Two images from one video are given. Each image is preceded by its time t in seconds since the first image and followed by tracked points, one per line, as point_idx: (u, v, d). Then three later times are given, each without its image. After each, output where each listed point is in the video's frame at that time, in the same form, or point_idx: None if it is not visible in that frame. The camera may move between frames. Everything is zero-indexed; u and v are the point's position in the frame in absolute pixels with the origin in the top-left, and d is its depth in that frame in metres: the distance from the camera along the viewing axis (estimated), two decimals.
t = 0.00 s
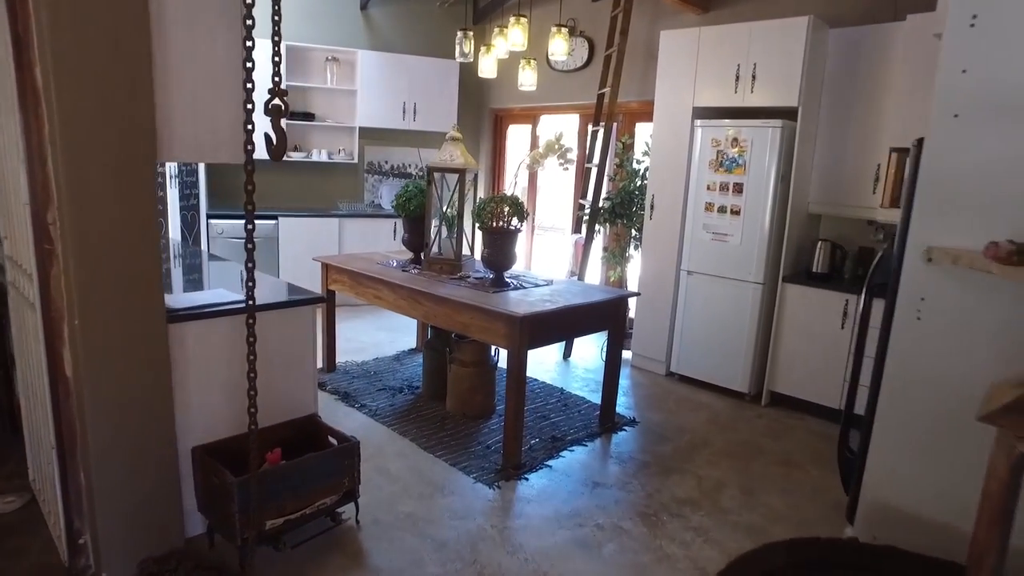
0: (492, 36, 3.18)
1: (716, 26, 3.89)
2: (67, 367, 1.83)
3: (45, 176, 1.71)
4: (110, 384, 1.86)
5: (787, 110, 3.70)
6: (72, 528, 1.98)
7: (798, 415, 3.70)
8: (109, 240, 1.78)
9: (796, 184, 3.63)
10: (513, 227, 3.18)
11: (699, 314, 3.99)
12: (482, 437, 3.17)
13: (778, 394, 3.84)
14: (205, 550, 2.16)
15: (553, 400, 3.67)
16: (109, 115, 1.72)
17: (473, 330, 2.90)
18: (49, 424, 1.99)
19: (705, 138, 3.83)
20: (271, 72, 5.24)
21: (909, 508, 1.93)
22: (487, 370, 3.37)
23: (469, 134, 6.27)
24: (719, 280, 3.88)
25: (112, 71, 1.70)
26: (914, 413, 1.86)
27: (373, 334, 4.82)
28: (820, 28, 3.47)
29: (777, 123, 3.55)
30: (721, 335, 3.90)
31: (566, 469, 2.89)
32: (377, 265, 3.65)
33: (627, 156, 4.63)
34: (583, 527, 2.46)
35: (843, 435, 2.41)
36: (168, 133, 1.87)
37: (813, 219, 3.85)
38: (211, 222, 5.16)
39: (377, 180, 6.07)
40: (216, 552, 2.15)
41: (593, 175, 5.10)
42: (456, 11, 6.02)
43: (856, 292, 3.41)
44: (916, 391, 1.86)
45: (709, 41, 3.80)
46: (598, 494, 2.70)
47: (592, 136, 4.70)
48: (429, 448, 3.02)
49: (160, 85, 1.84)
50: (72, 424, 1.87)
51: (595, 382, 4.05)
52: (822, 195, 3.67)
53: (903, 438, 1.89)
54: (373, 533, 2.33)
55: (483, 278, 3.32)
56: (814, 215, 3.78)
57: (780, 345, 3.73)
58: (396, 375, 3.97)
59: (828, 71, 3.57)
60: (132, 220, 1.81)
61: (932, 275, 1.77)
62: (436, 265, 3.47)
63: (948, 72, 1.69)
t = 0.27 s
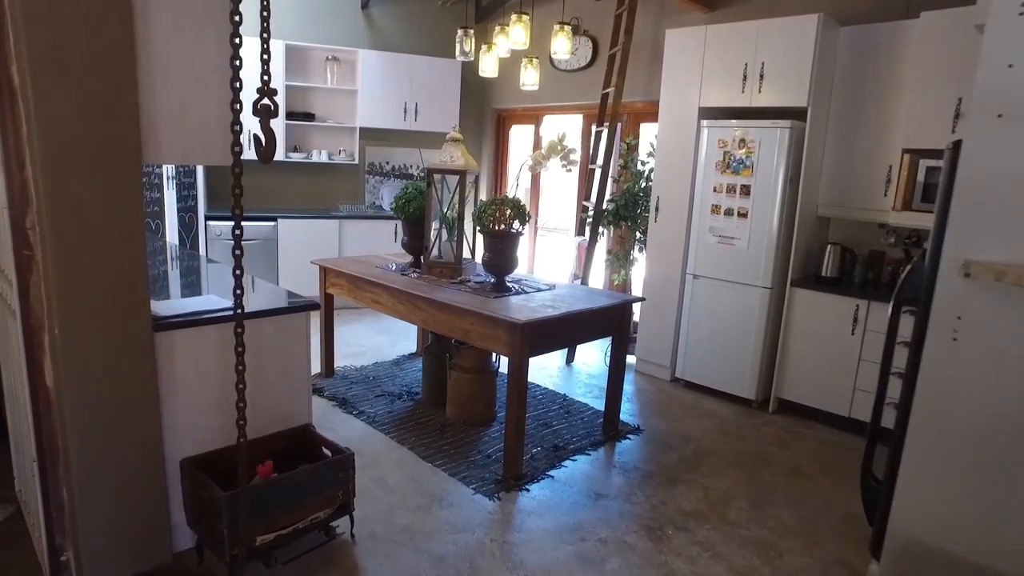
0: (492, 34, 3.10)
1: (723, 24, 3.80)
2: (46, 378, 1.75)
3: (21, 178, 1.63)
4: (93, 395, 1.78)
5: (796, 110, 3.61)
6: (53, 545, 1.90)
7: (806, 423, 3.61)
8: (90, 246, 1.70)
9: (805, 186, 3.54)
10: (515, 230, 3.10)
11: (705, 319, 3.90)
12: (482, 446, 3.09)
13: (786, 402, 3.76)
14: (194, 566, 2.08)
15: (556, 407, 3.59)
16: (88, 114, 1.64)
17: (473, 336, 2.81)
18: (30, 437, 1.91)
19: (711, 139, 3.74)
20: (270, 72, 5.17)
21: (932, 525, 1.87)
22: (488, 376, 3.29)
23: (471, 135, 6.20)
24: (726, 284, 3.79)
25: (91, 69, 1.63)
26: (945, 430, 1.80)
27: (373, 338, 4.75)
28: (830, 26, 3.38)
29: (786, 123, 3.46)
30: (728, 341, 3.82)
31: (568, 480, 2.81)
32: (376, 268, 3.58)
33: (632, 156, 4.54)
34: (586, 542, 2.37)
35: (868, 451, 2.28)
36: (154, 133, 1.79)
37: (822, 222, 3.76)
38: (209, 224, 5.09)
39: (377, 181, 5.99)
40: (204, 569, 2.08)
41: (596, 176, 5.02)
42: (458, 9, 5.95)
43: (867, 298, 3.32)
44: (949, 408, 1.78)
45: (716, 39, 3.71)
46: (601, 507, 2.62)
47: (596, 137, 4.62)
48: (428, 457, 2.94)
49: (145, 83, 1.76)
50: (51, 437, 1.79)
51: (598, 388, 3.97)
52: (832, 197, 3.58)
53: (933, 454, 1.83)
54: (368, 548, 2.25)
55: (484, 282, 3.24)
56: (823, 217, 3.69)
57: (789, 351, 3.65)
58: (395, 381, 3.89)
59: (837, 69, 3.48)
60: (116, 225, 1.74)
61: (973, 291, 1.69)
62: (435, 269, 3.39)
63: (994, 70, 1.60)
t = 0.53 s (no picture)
0: (495, 30, 3.01)
1: (731, 21, 3.71)
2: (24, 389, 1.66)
3: None
4: (74, 405, 1.70)
5: (807, 109, 3.51)
6: (33, 562, 1.81)
7: (817, 430, 3.51)
8: (68, 249, 1.62)
9: (816, 187, 3.44)
10: (518, 232, 3.01)
11: (713, 323, 3.81)
12: (484, 455, 3.00)
13: (796, 409, 3.65)
14: None
15: (560, 414, 3.50)
16: (68, 111, 1.56)
17: (474, 342, 2.72)
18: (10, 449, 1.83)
19: (719, 138, 3.65)
20: (269, 70, 5.09)
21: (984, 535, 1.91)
22: (490, 382, 3.20)
23: (474, 134, 6.11)
24: (734, 288, 3.70)
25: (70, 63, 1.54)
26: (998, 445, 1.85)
27: (373, 341, 4.66)
28: (842, 22, 3.29)
29: (797, 122, 3.37)
30: (736, 346, 3.72)
31: (572, 491, 2.71)
32: (376, 271, 3.49)
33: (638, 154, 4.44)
34: (590, 557, 2.28)
35: (909, 473, 2.15)
36: (138, 131, 1.70)
37: (834, 224, 3.66)
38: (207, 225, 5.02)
39: (379, 181, 5.91)
40: None
41: (601, 177, 4.93)
42: (461, 7, 5.86)
43: (880, 302, 3.22)
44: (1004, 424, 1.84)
45: (724, 36, 3.62)
46: (607, 520, 2.52)
47: (601, 137, 4.53)
48: (427, 466, 2.85)
49: (128, 78, 1.67)
50: (30, 451, 1.71)
51: (603, 394, 3.87)
52: (844, 198, 3.48)
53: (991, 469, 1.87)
54: (364, 564, 2.16)
55: (486, 286, 3.15)
56: (834, 219, 3.59)
57: (799, 357, 3.55)
58: (395, 386, 3.81)
59: (850, 67, 3.38)
60: (98, 226, 1.65)
61: None
62: (436, 272, 3.31)
63: None
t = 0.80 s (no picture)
0: (500, 25, 2.90)
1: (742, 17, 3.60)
2: None
3: None
4: (51, 421, 1.60)
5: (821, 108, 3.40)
6: None
7: (830, 440, 3.40)
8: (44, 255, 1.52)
9: (831, 188, 3.33)
10: (522, 235, 2.91)
11: (722, 329, 3.70)
12: (487, 466, 2.90)
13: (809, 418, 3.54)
14: None
15: (565, 423, 3.39)
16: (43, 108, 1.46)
17: (477, 350, 2.62)
18: None
19: (730, 138, 3.54)
20: (269, 69, 5.00)
21: None
22: (493, 390, 3.09)
23: (477, 134, 6.02)
24: (745, 292, 3.58)
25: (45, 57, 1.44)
26: None
27: (374, 345, 4.57)
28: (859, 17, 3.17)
29: (811, 122, 3.25)
30: (747, 352, 3.61)
31: (579, 506, 2.61)
32: (376, 275, 3.39)
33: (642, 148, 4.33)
34: None
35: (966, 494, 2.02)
36: (120, 130, 1.60)
37: (848, 227, 3.55)
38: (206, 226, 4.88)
39: (380, 182, 5.81)
40: None
41: (607, 178, 4.82)
42: (465, 5, 5.76)
43: (897, 308, 3.11)
44: None
45: (735, 33, 3.51)
46: (615, 537, 2.42)
47: (607, 137, 4.43)
48: (428, 479, 2.75)
49: (109, 73, 1.57)
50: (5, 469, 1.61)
51: (610, 401, 3.76)
52: (859, 201, 3.36)
53: None
54: None
55: (489, 291, 3.05)
56: (848, 221, 3.48)
57: (812, 364, 3.44)
58: (396, 392, 3.71)
59: (866, 64, 3.26)
60: (75, 229, 1.55)
61: None
62: (437, 276, 3.21)
63: None
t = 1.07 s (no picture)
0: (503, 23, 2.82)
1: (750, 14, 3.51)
2: None
3: None
4: (31, 435, 1.52)
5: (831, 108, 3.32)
6: None
7: (841, 449, 3.31)
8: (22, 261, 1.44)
9: (841, 190, 3.24)
10: (525, 238, 2.83)
11: (730, 334, 3.62)
12: (488, 475, 2.82)
13: (819, 425, 3.46)
14: None
15: (568, 430, 3.32)
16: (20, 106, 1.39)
17: (478, 357, 2.54)
18: None
19: (737, 139, 3.46)
20: (268, 68, 4.93)
21: None
22: (495, 398, 3.01)
23: (480, 134, 5.94)
24: (753, 297, 3.50)
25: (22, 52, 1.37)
26: None
27: (374, 349, 4.49)
28: (871, 15, 3.09)
29: (821, 122, 3.17)
30: (754, 358, 3.53)
31: (583, 518, 2.53)
32: (375, 279, 3.31)
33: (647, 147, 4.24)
34: None
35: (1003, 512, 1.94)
36: (104, 130, 1.53)
37: (858, 229, 3.47)
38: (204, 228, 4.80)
39: (381, 183, 5.73)
40: None
41: (611, 179, 4.75)
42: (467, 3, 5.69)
43: (910, 313, 3.02)
44: None
45: (743, 31, 3.43)
46: (621, 551, 2.34)
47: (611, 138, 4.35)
48: (428, 489, 2.67)
49: (92, 70, 1.50)
50: None
51: (615, 407, 3.68)
52: (870, 203, 3.28)
53: None
54: None
55: (491, 295, 2.97)
56: (859, 224, 3.39)
57: (821, 370, 3.35)
58: (396, 398, 3.63)
59: (878, 62, 3.18)
60: (56, 234, 1.48)
61: None
62: (438, 280, 3.14)
63: None
